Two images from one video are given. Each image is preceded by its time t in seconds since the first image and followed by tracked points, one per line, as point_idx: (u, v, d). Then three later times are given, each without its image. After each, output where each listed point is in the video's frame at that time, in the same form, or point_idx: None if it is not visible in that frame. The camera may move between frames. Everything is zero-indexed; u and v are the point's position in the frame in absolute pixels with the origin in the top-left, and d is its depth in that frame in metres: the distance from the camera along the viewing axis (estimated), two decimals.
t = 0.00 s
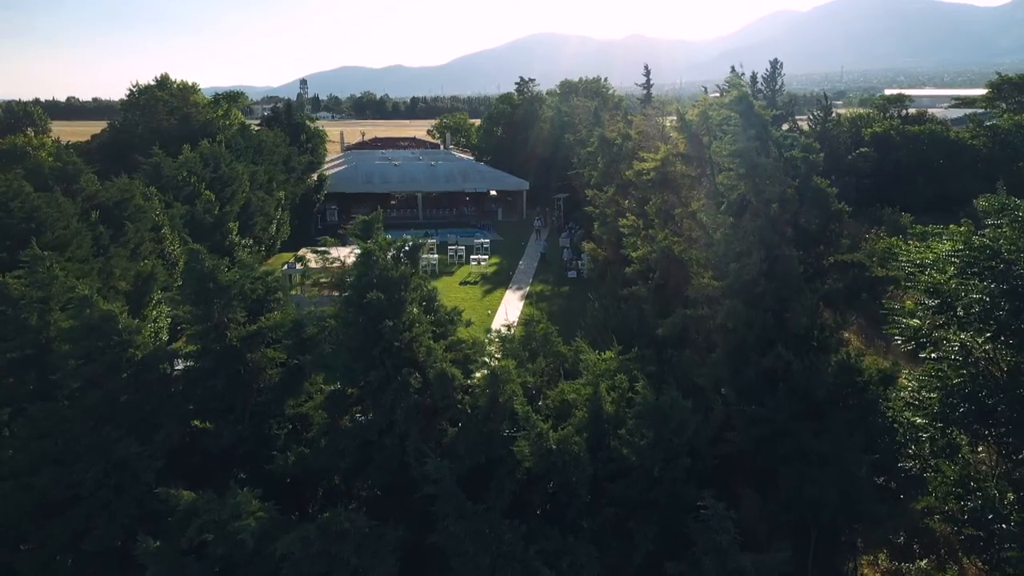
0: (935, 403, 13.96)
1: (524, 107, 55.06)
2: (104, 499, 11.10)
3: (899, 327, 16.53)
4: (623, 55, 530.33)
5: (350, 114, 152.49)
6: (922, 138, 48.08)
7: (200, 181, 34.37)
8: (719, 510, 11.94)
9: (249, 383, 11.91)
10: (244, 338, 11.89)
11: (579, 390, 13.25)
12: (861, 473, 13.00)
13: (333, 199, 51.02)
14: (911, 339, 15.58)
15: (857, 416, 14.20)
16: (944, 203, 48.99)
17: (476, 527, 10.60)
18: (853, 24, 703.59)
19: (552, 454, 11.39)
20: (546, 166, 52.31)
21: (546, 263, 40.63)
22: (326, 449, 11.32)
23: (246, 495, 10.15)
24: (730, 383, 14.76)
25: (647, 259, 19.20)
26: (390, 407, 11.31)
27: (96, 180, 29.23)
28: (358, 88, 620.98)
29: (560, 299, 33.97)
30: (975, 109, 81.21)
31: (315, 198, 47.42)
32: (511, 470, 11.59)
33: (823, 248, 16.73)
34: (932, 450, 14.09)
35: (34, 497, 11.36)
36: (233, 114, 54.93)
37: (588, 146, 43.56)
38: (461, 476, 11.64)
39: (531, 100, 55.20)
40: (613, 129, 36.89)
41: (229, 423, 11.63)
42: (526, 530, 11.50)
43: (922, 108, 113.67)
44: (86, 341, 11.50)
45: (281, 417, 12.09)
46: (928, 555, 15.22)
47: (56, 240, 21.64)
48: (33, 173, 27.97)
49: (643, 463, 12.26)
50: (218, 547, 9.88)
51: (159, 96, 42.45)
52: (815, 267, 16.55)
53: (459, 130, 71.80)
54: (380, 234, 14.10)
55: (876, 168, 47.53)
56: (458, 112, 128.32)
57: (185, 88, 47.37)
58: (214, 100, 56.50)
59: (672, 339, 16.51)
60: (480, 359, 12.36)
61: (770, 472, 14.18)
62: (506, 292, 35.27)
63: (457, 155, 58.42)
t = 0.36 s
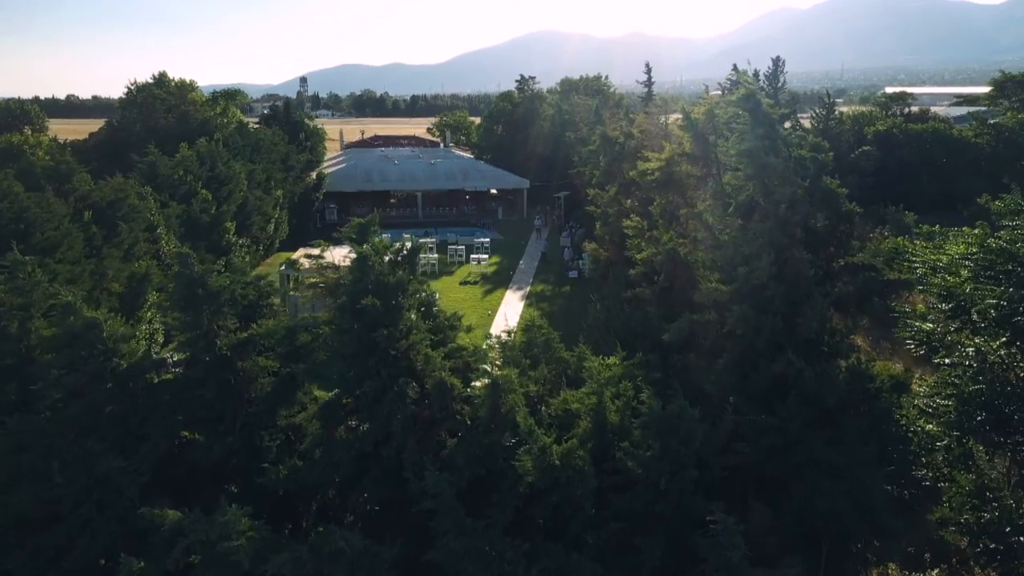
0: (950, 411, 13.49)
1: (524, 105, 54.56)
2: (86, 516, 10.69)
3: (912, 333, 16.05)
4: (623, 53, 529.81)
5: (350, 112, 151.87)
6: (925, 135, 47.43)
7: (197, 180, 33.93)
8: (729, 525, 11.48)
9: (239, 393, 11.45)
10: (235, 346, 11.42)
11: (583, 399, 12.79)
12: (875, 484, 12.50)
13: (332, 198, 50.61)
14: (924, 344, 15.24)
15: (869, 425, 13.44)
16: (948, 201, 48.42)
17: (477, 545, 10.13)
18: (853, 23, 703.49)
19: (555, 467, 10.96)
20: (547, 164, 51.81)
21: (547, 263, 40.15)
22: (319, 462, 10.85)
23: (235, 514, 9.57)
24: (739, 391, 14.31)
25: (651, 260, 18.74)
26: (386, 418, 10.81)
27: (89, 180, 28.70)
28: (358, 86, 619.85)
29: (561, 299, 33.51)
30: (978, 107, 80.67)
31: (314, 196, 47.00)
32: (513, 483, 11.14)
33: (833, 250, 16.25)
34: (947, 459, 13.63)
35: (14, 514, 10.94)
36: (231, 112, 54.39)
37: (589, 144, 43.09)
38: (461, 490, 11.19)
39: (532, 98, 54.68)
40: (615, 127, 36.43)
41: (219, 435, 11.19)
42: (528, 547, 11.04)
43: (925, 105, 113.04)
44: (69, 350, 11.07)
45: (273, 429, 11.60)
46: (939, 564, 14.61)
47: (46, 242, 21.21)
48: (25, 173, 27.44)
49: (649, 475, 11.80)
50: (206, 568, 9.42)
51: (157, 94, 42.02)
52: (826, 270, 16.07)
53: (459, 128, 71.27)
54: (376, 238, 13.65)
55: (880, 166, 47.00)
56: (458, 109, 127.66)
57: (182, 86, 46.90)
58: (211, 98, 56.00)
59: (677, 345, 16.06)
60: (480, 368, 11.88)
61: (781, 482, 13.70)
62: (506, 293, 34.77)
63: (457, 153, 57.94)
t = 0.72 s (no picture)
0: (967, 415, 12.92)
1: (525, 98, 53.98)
2: (66, 532, 10.20)
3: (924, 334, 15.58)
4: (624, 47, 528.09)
5: (350, 106, 151.11)
6: (929, 129, 46.84)
7: (194, 175, 33.44)
8: (739, 536, 11.05)
9: (229, 400, 11.13)
10: (225, 352, 11.04)
11: (587, 405, 12.37)
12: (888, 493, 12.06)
13: (331, 192, 50.14)
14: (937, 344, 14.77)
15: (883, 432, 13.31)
16: (951, 196, 47.93)
17: (476, 561, 9.68)
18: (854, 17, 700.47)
19: (558, 478, 10.52)
20: (547, 159, 51.27)
21: (548, 258, 39.67)
22: (313, 472, 10.36)
23: (223, 530, 9.20)
24: (747, 395, 13.88)
25: (656, 259, 18.29)
26: (383, 428, 10.38)
27: (82, 175, 28.15)
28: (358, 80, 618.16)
29: (562, 295, 33.05)
30: (981, 100, 79.99)
31: (313, 191, 46.60)
32: (515, 495, 10.71)
33: (844, 249, 15.79)
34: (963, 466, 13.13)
35: None
36: (229, 106, 53.83)
37: (591, 139, 42.55)
38: (461, 502, 10.77)
39: (532, 92, 54.09)
40: (617, 121, 35.89)
41: (207, 445, 10.88)
42: (531, 561, 10.60)
43: (928, 98, 112.23)
44: (50, 357, 10.74)
45: (264, 438, 11.23)
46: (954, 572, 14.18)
47: (35, 240, 20.70)
48: (16, 168, 26.89)
49: (655, 485, 11.36)
50: None
51: (154, 88, 41.49)
52: (836, 269, 15.63)
53: (459, 122, 70.69)
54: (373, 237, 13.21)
55: (883, 161, 46.45)
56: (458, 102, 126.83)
57: (179, 80, 46.33)
58: (209, 92, 55.43)
59: (683, 346, 15.64)
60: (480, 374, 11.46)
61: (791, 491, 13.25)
62: (507, 289, 34.29)
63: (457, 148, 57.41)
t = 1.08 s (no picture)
0: (984, 420, 12.37)
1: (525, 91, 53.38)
2: (50, 548, 9.92)
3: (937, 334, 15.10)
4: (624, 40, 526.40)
5: (350, 99, 150.24)
6: (933, 122, 46.33)
7: (191, 169, 32.87)
8: (751, 548, 10.61)
9: (219, 408, 10.67)
10: (215, 357, 10.63)
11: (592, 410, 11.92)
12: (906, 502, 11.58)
13: (330, 186, 49.69)
14: (950, 346, 14.34)
15: (896, 436, 12.88)
16: (955, 190, 46.97)
17: None
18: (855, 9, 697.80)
19: (562, 489, 10.08)
20: (548, 152, 50.72)
21: (549, 253, 39.18)
22: (305, 485, 9.91)
23: (211, 546, 8.77)
24: (757, 398, 13.43)
25: (661, 256, 17.82)
26: (380, 438, 9.95)
27: (75, 171, 27.62)
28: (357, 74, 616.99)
29: (563, 291, 32.61)
30: (986, 93, 79.14)
31: (312, 185, 46.15)
32: (518, 506, 10.28)
33: (855, 246, 15.30)
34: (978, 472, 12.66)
35: None
36: (227, 99, 53.26)
37: (592, 132, 42.01)
38: (461, 513, 10.35)
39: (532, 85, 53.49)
40: (619, 115, 35.35)
41: (197, 454, 10.36)
42: None
43: (929, 90, 111.74)
44: (32, 362, 10.46)
45: (256, 447, 10.70)
46: None
47: (26, 237, 20.25)
48: (7, 164, 26.35)
49: (663, 494, 10.93)
50: None
51: (151, 81, 40.88)
52: (847, 268, 15.15)
53: (459, 115, 70.08)
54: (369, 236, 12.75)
55: (885, 154, 45.97)
56: (457, 95, 126.08)
57: (176, 73, 45.67)
58: (207, 86, 54.89)
59: (690, 347, 15.19)
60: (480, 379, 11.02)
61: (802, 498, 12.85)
62: (507, 285, 33.81)
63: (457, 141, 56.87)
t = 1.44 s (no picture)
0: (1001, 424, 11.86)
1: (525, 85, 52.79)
2: (31, 562, 9.54)
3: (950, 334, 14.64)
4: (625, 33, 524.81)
5: (349, 93, 149.46)
6: (937, 116, 45.73)
7: (188, 163, 32.33)
8: (764, 560, 10.19)
9: (210, 414, 10.49)
10: (205, 362, 10.33)
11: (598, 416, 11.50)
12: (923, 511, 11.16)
13: (329, 180, 49.21)
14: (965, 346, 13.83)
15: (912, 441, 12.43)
16: (959, 185, 46.82)
17: None
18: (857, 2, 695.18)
19: (567, 500, 9.64)
20: (549, 146, 50.15)
21: (550, 248, 38.71)
22: (299, 497, 9.49)
23: (199, 562, 8.35)
24: (768, 401, 13.02)
25: (669, 254, 17.33)
26: (377, 447, 9.55)
27: (68, 165, 27.12)
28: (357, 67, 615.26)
29: (564, 287, 32.16)
30: (986, 86, 78.58)
31: (311, 179, 45.69)
32: (521, 516, 9.85)
33: (868, 244, 14.80)
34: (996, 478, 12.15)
35: None
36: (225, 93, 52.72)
37: (593, 126, 41.47)
38: (462, 524, 9.92)
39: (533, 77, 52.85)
40: (621, 108, 34.82)
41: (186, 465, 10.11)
42: None
43: (931, 83, 110.93)
44: (15, 369, 10.41)
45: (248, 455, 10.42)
46: None
47: (16, 233, 19.79)
48: None
49: (672, 504, 10.50)
50: None
51: (148, 74, 40.33)
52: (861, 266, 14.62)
53: (459, 109, 69.54)
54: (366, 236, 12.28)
55: (888, 149, 45.50)
56: (457, 88, 125.25)
57: (173, 65, 45.08)
58: (205, 79, 54.35)
59: (697, 347, 14.76)
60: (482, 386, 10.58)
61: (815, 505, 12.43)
62: (508, 280, 33.33)
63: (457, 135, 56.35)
